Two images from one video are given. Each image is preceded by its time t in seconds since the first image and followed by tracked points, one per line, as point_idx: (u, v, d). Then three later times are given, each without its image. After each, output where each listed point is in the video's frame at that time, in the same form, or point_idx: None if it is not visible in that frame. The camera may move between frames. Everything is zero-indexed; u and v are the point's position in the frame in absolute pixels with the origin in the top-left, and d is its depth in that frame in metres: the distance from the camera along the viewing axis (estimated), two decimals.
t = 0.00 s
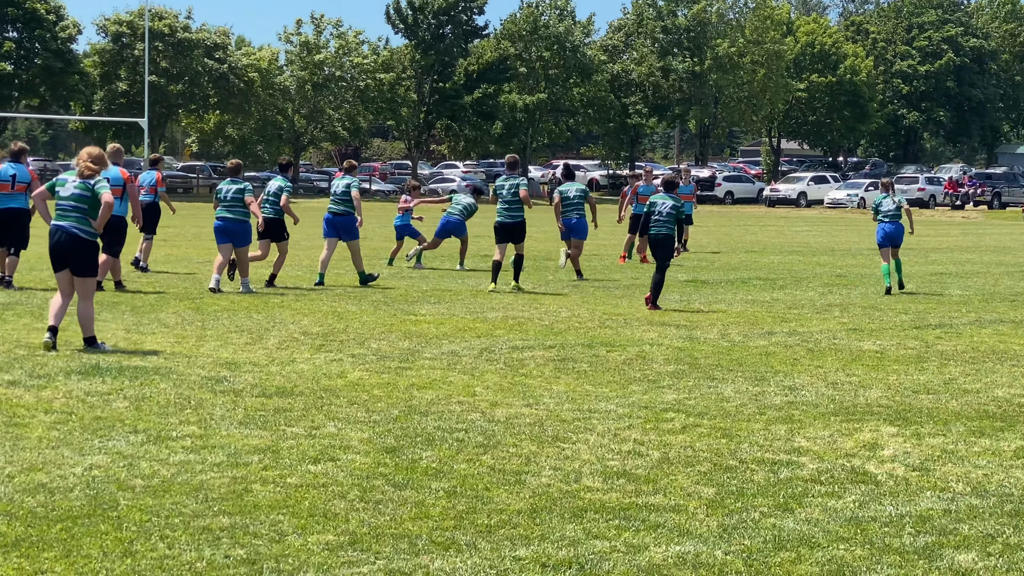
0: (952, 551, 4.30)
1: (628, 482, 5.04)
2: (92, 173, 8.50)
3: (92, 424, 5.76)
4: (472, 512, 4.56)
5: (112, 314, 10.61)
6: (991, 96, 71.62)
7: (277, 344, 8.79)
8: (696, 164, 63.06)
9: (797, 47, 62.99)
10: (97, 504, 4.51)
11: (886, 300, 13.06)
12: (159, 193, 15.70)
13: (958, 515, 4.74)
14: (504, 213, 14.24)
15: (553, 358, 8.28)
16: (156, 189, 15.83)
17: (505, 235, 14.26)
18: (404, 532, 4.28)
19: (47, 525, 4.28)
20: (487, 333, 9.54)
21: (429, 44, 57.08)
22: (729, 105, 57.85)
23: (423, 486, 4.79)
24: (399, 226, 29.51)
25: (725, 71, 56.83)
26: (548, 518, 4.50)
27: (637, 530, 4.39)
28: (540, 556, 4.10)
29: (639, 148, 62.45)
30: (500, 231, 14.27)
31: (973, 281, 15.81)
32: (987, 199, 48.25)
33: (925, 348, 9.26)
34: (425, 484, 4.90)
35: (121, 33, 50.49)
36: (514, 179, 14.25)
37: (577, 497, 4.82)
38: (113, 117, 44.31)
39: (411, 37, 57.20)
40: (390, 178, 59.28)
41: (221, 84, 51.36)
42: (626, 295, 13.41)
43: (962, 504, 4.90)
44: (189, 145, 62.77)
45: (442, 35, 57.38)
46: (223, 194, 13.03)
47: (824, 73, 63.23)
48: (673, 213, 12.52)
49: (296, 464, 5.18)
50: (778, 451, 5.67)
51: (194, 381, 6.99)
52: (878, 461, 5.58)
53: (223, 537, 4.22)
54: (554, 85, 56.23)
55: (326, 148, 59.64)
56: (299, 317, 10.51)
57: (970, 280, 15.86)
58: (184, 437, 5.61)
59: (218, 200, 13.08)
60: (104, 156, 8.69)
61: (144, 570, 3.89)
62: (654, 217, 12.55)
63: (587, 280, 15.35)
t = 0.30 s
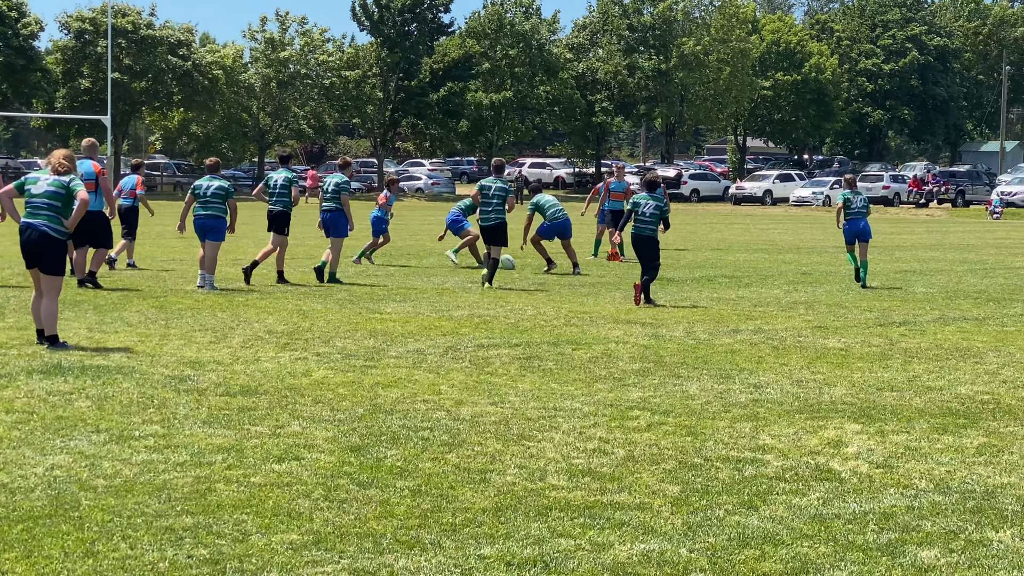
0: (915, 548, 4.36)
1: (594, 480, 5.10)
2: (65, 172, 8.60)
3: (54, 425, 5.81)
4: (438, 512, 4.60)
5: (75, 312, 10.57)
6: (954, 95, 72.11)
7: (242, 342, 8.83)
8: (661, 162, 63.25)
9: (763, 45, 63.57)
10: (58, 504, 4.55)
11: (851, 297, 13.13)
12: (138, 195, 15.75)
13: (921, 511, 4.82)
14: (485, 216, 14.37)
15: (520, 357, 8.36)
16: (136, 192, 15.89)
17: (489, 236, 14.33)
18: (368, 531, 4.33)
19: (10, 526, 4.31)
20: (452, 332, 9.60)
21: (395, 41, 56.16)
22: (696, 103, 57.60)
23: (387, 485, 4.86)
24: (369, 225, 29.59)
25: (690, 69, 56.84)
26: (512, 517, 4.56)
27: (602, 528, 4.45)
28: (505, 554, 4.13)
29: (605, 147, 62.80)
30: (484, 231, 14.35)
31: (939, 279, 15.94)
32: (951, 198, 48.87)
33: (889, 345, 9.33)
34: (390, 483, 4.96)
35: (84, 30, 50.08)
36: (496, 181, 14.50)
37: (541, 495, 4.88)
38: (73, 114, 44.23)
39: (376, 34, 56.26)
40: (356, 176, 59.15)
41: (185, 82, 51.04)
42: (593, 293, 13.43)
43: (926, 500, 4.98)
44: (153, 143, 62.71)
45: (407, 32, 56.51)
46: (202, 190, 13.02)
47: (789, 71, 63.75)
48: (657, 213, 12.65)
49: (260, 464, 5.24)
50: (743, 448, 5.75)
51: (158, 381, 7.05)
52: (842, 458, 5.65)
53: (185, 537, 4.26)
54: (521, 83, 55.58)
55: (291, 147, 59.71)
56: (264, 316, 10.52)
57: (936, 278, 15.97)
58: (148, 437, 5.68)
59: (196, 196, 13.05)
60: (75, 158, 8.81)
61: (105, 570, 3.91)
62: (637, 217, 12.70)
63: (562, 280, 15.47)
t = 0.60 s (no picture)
0: (885, 545, 4.42)
1: (565, 479, 5.17)
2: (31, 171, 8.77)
3: (23, 425, 5.84)
4: (409, 512, 4.67)
5: (45, 313, 10.54)
6: (924, 94, 72.42)
7: (212, 342, 8.83)
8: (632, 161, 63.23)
9: (734, 44, 63.94)
10: (27, 505, 4.60)
11: (822, 296, 13.15)
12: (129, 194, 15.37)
13: (891, 509, 4.87)
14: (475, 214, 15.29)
15: (491, 356, 8.40)
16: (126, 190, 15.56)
17: (477, 235, 15.43)
18: (339, 532, 4.41)
19: None
20: (424, 332, 9.61)
21: (366, 40, 56.82)
22: (668, 103, 59.20)
23: (359, 485, 4.92)
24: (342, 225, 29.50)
25: (662, 68, 57.76)
26: (483, 516, 4.64)
27: (572, 527, 4.53)
28: (475, 554, 4.22)
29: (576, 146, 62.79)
30: (472, 232, 15.42)
31: (911, 277, 16.04)
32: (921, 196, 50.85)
33: (860, 343, 9.38)
34: (361, 483, 5.04)
35: (53, 29, 49.61)
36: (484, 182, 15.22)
37: (513, 495, 4.96)
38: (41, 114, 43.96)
39: (348, 33, 57.02)
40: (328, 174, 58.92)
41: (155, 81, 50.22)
42: (566, 292, 13.45)
43: (896, 499, 5.02)
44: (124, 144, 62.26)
45: (379, 31, 57.23)
46: (182, 192, 13.13)
47: (761, 70, 64.19)
48: (642, 214, 12.68)
49: (231, 464, 5.30)
50: (714, 447, 5.81)
51: (127, 381, 7.07)
52: (813, 457, 5.70)
53: (155, 538, 4.32)
54: (493, 82, 55.88)
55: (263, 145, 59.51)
56: (234, 316, 10.50)
57: (907, 277, 16.05)
58: (117, 438, 5.71)
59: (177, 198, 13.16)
60: (40, 155, 8.93)
61: (75, 572, 3.97)
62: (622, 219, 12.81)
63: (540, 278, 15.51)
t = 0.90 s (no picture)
0: (862, 545, 4.44)
1: (542, 479, 5.20)
2: (12, 172, 8.80)
3: None
4: (387, 513, 4.67)
5: (21, 314, 10.49)
6: (901, 93, 72.84)
7: (189, 342, 8.84)
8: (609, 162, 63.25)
9: (711, 44, 64.12)
10: (4, 506, 4.62)
11: (798, 296, 13.16)
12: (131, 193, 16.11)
13: (869, 508, 4.89)
14: (458, 210, 15.02)
15: (468, 356, 8.39)
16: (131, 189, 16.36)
17: (464, 229, 14.95)
18: (317, 531, 4.43)
19: None
20: (401, 332, 9.62)
21: (343, 40, 56.17)
22: (643, 102, 58.77)
23: (336, 484, 4.95)
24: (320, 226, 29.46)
25: (639, 68, 57.73)
26: (461, 516, 4.66)
27: (550, 526, 4.56)
28: (452, 554, 4.23)
29: (554, 146, 62.80)
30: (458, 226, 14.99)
31: (889, 276, 16.04)
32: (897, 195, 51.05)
33: (837, 343, 9.37)
34: (338, 483, 5.05)
35: (29, 29, 49.75)
36: (464, 178, 15.11)
37: (489, 494, 4.98)
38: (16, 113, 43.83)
39: (325, 34, 56.30)
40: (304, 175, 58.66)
41: (131, 82, 50.81)
42: (543, 292, 13.40)
43: (873, 497, 5.04)
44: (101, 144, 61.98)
45: (356, 31, 56.51)
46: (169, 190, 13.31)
47: (737, 70, 64.38)
48: (633, 214, 12.98)
49: (209, 465, 5.32)
50: (692, 447, 5.82)
51: (103, 382, 7.07)
52: (789, 456, 5.71)
53: (132, 539, 4.34)
54: (468, 83, 55.37)
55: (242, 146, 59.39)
56: (211, 317, 10.50)
57: (885, 275, 16.06)
58: (93, 439, 5.72)
59: (164, 195, 13.37)
60: (28, 155, 9.09)
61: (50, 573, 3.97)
62: (613, 218, 13.06)
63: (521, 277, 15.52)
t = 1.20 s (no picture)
0: (851, 545, 4.45)
1: (531, 481, 5.21)
2: (26, 179, 8.80)
3: None
4: (375, 515, 4.68)
5: (9, 317, 10.48)
6: (887, 94, 73.10)
7: (177, 345, 8.83)
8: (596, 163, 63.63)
9: (698, 45, 64.16)
10: None
11: (786, 296, 13.22)
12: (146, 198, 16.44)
13: (857, 508, 4.89)
14: (451, 208, 14.96)
15: (456, 358, 8.41)
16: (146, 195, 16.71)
17: (456, 227, 15.00)
18: (307, 533, 4.44)
19: None
20: (389, 334, 9.64)
21: (330, 42, 55.70)
22: (632, 104, 59.88)
23: (325, 486, 4.97)
24: (305, 228, 29.51)
25: (626, 70, 58.61)
26: (450, 518, 4.67)
27: (540, 528, 4.57)
28: (442, 556, 4.24)
29: (542, 147, 63.07)
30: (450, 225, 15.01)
31: (876, 277, 16.11)
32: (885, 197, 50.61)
33: (824, 343, 9.41)
34: (327, 485, 5.06)
35: (16, 32, 49.46)
36: (456, 176, 15.01)
37: (476, 496, 4.99)
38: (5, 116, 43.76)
39: (312, 36, 55.92)
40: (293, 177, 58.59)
41: (119, 84, 50.51)
42: (531, 293, 13.40)
43: (861, 498, 5.05)
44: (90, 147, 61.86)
45: (344, 34, 56.06)
46: (176, 192, 13.66)
47: (724, 71, 64.58)
48: (614, 212, 13.28)
49: (197, 467, 5.32)
50: (679, 447, 5.83)
51: (92, 385, 7.06)
52: (778, 456, 5.72)
53: (122, 541, 4.34)
54: (458, 83, 56.21)
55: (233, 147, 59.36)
56: (199, 319, 10.50)
57: (873, 276, 16.14)
58: (81, 441, 5.73)
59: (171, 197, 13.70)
60: (42, 159, 8.88)
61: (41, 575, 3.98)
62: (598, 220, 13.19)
63: (518, 279, 15.49)
